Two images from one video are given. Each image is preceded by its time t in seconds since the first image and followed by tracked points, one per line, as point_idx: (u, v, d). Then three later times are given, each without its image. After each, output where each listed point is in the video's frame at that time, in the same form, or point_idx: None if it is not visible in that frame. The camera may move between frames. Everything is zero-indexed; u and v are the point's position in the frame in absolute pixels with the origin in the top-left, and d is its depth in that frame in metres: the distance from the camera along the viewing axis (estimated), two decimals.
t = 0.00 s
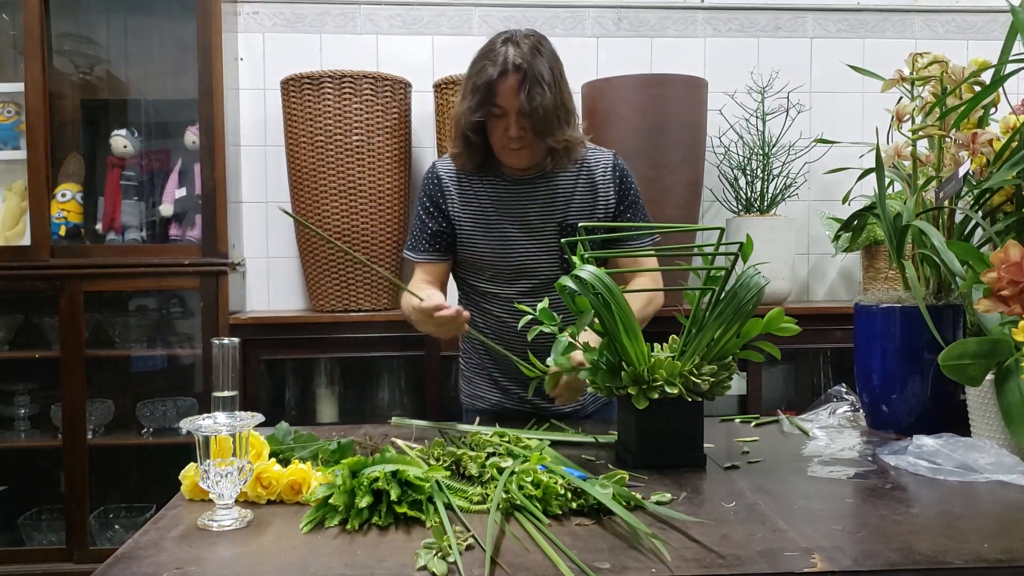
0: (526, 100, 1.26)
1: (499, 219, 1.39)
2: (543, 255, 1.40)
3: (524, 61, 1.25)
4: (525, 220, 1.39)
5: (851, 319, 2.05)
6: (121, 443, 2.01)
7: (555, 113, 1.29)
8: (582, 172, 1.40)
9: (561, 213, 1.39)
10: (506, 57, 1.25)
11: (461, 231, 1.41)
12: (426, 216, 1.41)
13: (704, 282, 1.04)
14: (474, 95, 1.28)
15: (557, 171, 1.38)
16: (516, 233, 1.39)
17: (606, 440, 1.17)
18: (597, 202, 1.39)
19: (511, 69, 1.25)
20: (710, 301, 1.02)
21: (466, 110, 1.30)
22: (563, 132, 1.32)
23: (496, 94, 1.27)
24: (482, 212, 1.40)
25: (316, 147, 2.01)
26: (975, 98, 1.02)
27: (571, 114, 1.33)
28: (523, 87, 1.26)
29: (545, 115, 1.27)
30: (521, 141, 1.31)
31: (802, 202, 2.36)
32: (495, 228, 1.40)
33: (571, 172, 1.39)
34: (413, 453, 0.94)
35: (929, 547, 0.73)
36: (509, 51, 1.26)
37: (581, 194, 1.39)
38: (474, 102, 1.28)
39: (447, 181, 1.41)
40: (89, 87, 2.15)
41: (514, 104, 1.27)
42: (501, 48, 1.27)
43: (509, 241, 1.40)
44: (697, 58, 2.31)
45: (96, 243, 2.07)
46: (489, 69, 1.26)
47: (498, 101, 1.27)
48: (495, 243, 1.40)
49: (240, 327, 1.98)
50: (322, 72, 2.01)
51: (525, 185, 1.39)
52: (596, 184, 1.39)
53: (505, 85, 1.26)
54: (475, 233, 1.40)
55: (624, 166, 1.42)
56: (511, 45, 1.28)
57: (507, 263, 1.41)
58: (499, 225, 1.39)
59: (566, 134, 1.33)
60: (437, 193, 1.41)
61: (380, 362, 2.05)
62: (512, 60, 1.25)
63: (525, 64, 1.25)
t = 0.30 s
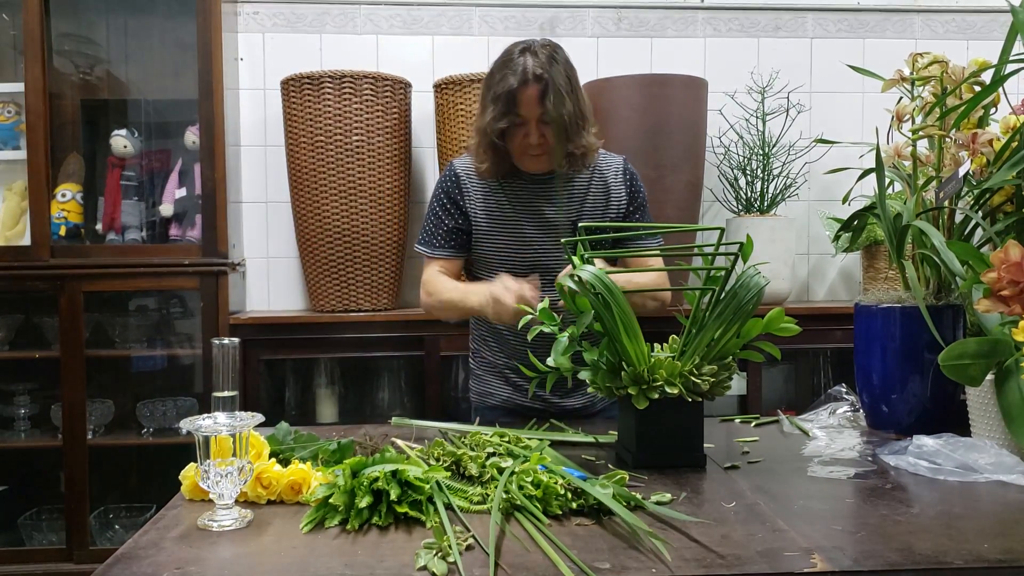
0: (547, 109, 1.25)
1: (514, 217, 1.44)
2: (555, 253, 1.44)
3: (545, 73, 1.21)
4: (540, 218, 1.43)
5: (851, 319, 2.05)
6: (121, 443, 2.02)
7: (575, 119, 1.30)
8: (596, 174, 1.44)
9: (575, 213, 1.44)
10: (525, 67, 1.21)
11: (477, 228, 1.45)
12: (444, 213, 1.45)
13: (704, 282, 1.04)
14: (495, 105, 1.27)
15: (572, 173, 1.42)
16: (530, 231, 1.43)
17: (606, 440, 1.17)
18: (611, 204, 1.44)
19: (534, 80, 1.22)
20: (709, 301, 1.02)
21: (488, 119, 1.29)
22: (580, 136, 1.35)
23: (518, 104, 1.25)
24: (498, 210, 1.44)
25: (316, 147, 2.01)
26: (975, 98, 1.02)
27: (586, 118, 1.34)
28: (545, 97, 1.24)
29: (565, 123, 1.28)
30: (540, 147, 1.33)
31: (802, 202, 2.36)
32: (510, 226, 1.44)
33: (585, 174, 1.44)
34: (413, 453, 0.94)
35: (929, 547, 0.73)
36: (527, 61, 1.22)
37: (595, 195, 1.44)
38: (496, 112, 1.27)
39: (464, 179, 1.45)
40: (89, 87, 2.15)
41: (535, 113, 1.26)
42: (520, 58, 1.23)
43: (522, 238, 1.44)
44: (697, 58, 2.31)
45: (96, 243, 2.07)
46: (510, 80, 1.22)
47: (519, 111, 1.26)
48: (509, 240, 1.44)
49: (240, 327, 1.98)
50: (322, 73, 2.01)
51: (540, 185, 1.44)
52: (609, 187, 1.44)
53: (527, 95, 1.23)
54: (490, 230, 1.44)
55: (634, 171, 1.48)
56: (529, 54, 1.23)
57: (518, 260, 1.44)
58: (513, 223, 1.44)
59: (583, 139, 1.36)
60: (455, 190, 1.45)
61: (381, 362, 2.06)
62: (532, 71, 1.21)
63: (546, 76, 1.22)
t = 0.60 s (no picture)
0: (561, 113, 1.34)
1: (533, 223, 1.43)
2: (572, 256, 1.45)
3: (558, 78, 1.33)
4: (558, 223, 1.44)
5: (851, 318, 2.05)
6: (121, 443, 2.02)
7: (589, 125, 1.37)
8: (608, 181, 1.48)
9: (591, 217, 1.46)
10: (539, 75, 1.33)
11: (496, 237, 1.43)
12: (462, 225, 1.42)
13: (704, 282, 1.04)
14: (511, 111, 1.35)
15: (586, 179, 1.46)
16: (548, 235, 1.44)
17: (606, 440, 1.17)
18: (624, 210, 1.47)
19: (547, 85, 1.32)
20: (709, 301, 1.02)
21: (505, 127, 1.36)
22: (594, 143, 1.40)
23: (533, 109, 1.34)
24: (518, 218, 1.43)
25: (316, 147, 2.01)
26: (975, 98, 1.02)
27: (598, 126, 1.41)
28: (558, 100, 1.33)
29: (579, 126, 1.35)
30: (556, 152, 1.39)
31: (802, 202, 2.36)
32: (529, 232, 1.43)
33: (597, 181, 1.47)
34: (413, 453, 0.94)
35: (929, 547, 0.73)
36: (541, 70, 1.34)
37: (608, 200, 1.47)
38: (512, 119, 1.35)
39: (481, 188, 1.43)
40: (89, 87, 2.15)
41: (550, 117, 1.35)
42: (534, 67, 1.34)
43: (541, 243, 1.43)
44: (697, 58, 2.31)
45: (96, 243, 2.07)
46: (526, 86, 1.32)
47: (534, 116, 1.34)
48: (528, 246, 1.44)
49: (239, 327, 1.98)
50: (322, 73, 2.01)
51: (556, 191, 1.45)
52: (621, 192, 1.48)
53: (541, 100, 1.33)
54: (509, 238, 1.43)
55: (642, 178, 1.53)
56: (541, 64, 1.35)
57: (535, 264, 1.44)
58: (532, 228, 1.43)
59: (597, 144, 1.41)
60: (472, 201, 1.43)
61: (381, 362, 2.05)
62: (546, 77, 1.33)
63: (559, 81, 1.33)
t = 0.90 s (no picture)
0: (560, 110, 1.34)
1: (544, 222, 1.44)
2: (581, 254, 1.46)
3: (559, 74, 1.34)
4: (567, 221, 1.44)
5: (851, 319, 2.05)
6: (121, 443, 2.02)
7: (588, 123, 1.36)
8: (615, 181, 1.49)
9: (600, 216, 1.46)
10: (540, 71, 1.34)
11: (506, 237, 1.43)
12: (473, 225, 1.40)
13: (704, 282, 1.04)
14: (511, 107, 1.36)
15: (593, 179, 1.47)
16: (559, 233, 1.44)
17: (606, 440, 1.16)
18: (630, 210, 1.48)
19: (547, 80, 1.34)
20: (709, 301, 1.02)
21: (505, 122, 1.37)
22: (595, 143, 1.40)
23: (532, 104, 1.34)
24: (527, 218, 1.43)
25: (316, 148, 2.01)
26: (975, 98, 1.02)
27: (601, 127, 1.41)
28: (557, 96, 1.34)
29: (579, 123, 1.35)
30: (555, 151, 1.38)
31: (802, 202, 2.36)
32: (540, 231, 1.43)
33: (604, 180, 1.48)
34: (413, 453, 0.94)
35: (929, 547, 0.73)
36: (543, 67, 1.35)
37: (615, 201, 1.48)
38: (511, 113, 1.35)
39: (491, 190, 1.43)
40: (88, 87, 2.14)
41: (549, 114, 1.35)
42: (536, 65, 1.36)
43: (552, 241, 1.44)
44: (697, 58, 2.31)
45: (96, 243, 2.07)
46: (526, 81, 1.34)
47: (533, 112, 1.35)
48: (539, 245, 1.44)
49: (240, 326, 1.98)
50: (322, 73, 2.01)
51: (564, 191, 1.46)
52: (627, 192, 1.49)
53: (540, 96, 1.34)
54: (518, 237, 1.43)
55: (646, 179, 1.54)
56: (544, 62, 1.36)
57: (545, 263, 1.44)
58: (543, 227, 1.44)
59: (598, 145, 1.40)
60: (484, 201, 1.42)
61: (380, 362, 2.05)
62: (547, 73, 1.34)
63: (559, 77, 1.34)
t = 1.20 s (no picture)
0: (552, 105, 1.36)
1: (536, 223, 1.44)
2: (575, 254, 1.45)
3: (550, 70, 1.35)
4: (560, 221, 1.44)
5: (851, 319, 2.05)
6: (121, 443, 2.02)
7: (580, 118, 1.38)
8: (607, 180, 1.49)
9: (593, 216, 1.46)
10: (530, 66, 1.36)
11: (499, 238, 1.42)
12: (466, 224, 1.39)
13: (704, 282, 1.04)
14: (503, 104, 1.37)
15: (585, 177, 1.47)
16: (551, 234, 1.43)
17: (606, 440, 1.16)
18: (623, 208, 1.48)
19: (537, 75, 1.35)
20: (709, 301, 1.02)
21: (497, 120, 1.38)
22: (587, 139, 1.41)
23: (523, 100, 1.36)
24: (520, 218, 1.43)
25: (316, 148, 2.01)
26: (974, 99, 1.02)
27: (593, 123, 1.42)
28: (548, 92, 1.35)
29: (572, 118, 1.36)
30: (548, 148, 1.38)
31: (802, 202, 2.36)
32: (532, 232, 1.43)
33: (596, 179, 1.48)
34: (413, 453, 0.94)
35: (930, 548, 0.73)
36: (533, 63, 1.37)
37: (608, 200, 1.48)
38: (503, 110, 1.37)
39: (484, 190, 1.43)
40: (88, 87, 2.14)
41: (541, 109, 1.36)
42: (527, 61, 1.37)
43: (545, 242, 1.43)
44: (697, 58, 2.31)
45: (96, 243, 2.07)
46: (517, 77, 1.35)
47: (525, 108, 1.36)
48: (533, 245, 1.43)
49: (240, 326, 1.98)
50: (322, 73, 2.01)
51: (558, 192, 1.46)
52: (620, 191, 1.49)
53: (532, 91, 1.35)
54: (512, 237, 1.43)
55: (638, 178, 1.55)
56: (535, 58, 1.38)
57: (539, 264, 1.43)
58: (535, 228, 1.43)
59: (590, 141, 1.41)
60: (476, 202, 1.42)
61: (380, 362, 2.05)
62: (537, 69, 1.35)
63: (551, 73, 1.35)
